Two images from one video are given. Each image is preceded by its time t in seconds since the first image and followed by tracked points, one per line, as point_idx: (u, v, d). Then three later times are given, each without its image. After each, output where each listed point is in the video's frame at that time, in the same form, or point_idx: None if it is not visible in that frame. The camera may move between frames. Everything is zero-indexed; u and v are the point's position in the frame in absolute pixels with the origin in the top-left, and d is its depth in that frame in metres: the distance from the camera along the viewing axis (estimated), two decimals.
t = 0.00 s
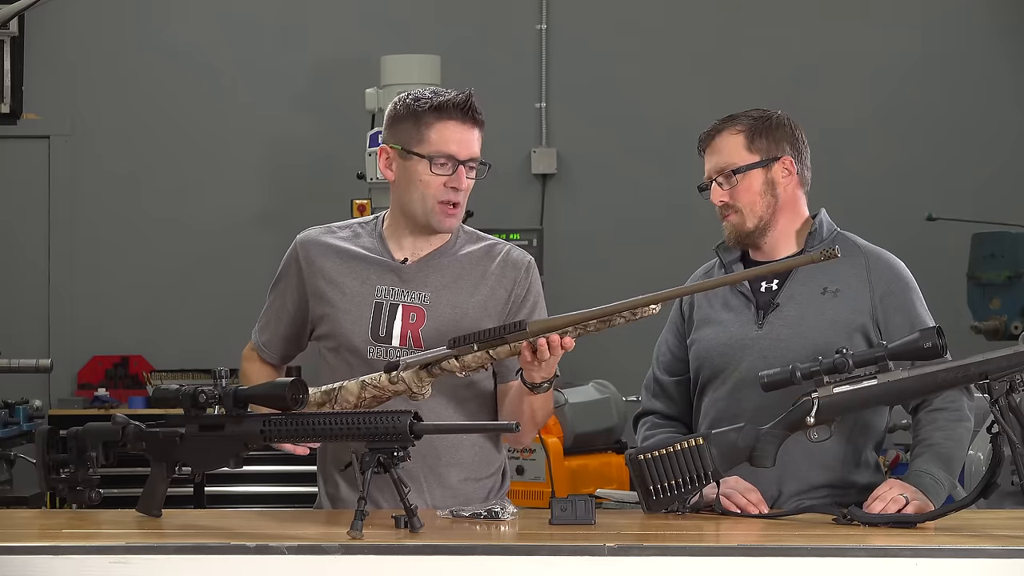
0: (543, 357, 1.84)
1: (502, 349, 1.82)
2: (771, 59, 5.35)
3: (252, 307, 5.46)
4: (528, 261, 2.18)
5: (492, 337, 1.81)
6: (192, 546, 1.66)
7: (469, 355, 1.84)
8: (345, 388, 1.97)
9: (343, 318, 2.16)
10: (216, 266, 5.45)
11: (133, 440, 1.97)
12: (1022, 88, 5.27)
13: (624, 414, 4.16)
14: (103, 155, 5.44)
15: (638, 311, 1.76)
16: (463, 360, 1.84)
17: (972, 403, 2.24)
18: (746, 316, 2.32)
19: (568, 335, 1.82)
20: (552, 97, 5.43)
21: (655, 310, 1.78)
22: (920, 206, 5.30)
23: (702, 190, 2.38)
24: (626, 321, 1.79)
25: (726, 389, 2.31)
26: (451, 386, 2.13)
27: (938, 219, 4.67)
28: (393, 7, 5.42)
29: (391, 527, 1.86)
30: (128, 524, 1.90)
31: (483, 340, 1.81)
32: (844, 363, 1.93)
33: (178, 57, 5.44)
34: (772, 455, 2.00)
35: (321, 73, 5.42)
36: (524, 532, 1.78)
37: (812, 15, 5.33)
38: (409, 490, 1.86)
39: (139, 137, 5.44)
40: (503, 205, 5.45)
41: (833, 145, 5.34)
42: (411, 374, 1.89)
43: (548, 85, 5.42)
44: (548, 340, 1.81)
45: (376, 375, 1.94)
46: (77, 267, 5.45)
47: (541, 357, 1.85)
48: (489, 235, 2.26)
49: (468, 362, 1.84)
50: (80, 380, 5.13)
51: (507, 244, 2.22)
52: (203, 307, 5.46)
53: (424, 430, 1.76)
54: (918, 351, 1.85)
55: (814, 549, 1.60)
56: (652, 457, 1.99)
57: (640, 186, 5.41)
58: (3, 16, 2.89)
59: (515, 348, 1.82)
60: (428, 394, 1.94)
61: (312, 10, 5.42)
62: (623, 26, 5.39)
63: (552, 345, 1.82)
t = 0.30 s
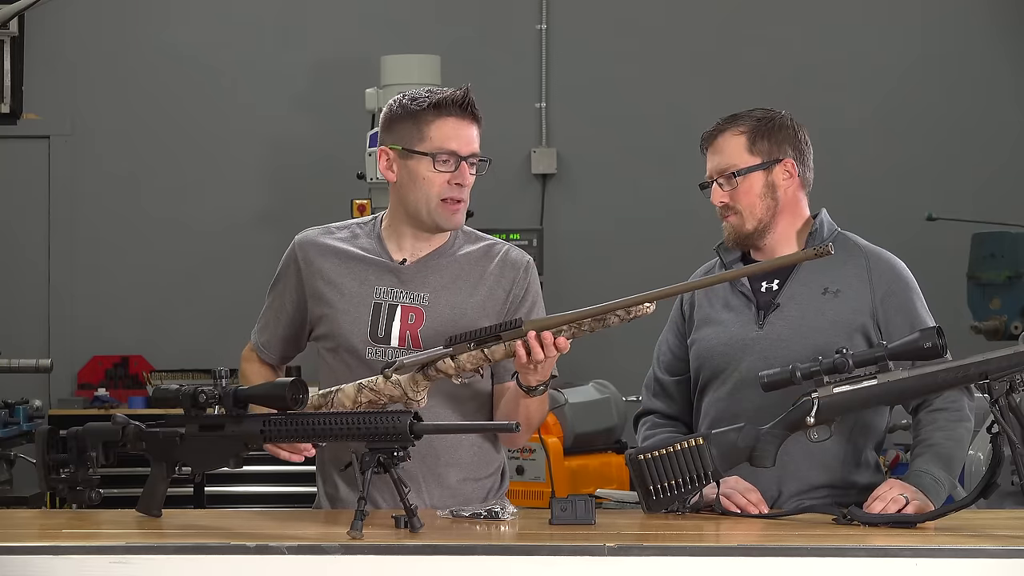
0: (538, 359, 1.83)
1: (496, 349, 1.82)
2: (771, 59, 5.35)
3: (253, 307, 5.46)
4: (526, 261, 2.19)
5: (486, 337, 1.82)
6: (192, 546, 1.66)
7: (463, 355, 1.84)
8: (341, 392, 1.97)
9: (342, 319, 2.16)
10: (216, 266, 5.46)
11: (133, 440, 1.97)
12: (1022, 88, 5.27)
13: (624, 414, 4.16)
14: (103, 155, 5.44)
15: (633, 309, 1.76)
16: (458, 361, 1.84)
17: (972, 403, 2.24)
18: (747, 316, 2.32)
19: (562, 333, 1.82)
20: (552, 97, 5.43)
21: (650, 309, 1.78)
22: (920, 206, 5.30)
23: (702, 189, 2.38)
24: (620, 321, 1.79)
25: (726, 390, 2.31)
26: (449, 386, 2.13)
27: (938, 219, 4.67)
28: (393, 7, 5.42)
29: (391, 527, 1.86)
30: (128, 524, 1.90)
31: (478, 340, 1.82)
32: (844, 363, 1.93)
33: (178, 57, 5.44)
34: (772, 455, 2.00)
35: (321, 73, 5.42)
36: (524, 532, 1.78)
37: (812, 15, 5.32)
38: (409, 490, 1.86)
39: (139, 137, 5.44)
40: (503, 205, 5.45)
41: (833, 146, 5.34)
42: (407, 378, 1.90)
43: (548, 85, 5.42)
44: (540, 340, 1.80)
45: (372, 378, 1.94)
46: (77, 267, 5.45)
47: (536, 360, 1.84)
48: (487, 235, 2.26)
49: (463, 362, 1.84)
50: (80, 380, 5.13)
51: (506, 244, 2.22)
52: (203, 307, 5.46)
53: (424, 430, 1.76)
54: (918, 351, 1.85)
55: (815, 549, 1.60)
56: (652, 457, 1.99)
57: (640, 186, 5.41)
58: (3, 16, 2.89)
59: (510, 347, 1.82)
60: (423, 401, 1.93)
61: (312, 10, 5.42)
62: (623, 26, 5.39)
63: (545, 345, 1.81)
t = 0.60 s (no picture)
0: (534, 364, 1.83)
1: (494, 355, 1.84)
2: (771, 59, 5.35)
3: (253, 307, 5.46)
4: (526, 261, 2.19)
5: (484, 341, 1.85)
6: (192, 546, 1.66)
7: (462, 360, 1.87)
8: (340, 399, 1.96)
9: (343, 319, 2.16)
10: (216, 266, 5.46)
11: (133, 440, 1.97)
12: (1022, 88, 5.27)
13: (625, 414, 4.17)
14: (103, 155, 5.44)
15: (631, 316, 1.77)
16: (457, 367, 1.87)
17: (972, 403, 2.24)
18: (747, 316, 2.32)
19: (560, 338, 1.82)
20: (552, 97, 5.43)
21: (648, 314, 1.79)
22: (920, 206, 5.30)
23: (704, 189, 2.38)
24: (617, 326, 1.79)
25: (727, 389, 2.31)
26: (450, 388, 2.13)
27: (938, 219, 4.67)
28: (392, 7, 5.42)
29: (391, 527, 1.86)
30: (128, 524, 1.90)
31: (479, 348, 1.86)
32: (844, 363, 1.93)
33: (178, 57, 5.44)
34: (772, 455, 2.00)
35: (321, 73, 5.42)
36: (524, 532, 1.78)
37: (813, 16, 5.32)
38: (409, 490, 1.86)
39: (139, 137, 5.44)
40: (503, 205, 5.45)
41: (833, 146, 5.34)
42: (405, 386, 1.90)
43: (548, 85, 5.42)
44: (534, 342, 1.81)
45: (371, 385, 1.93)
46: (77, 267, 5.45)
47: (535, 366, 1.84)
48: (487, 235, 2.26)
49: (462, 368, 1.87)
50: (80, 380, 5.13)
51: (506, 244, 2.22)
52: (203, 307, 5.46)
53: (424, 430, 1.76)
54: (918, 351, 1.85)
55: (814, 549, 1.60)
56: (652, 457, 1.99)
57: (640, 186, 5.41)
58: (3, 16, 2.89)
59: (507, 352, 1.83)
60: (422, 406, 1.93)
61: (312, 10, 5.42)
62: (623, 26, 5.39)
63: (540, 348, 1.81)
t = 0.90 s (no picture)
0: (530, 369, 1.84)
1: (492, 359, 1.85)
2: (771, 59, 5.35)
3: (253, 307, 5.46)
4: (526, 262, 2.19)
5: (485, 343, 1.85)
6: (192, 546, 1.66)
7: (462, 363, 1.86)
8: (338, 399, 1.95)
9: (342, 319, 2.16)
10: (216, 266, 5.46)
11: (133, 439, 1.97)
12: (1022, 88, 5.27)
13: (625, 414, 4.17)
14: (103, 155, 5.44)
15: (630, 325, 1.78)
16: (456, 369, 1.86)
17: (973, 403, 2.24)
18: (748, 316, 2.32)
19: (558, 345, 1.83)
20: (552, 97, 5.43)
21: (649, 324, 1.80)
22: (920, 206, 5.30)
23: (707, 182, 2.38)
24: (617, 337, 1.81)
25: (728, 389, 2.31)
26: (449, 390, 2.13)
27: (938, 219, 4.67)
28: (392, 7, 5.42)
29: (391, 527, 1.86)
30: (128, 524, 1.90)
31: (480, 350, 1.86)
32: (844, 363, 1.93)
33: (178, 57, 5.44)
34: (772, 454, 2.00)
35: (321, 73, 5.42)
36: (524, 532, 1.78)
37: (813, 16, 5.32)
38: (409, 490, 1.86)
39: (138, 137, 5.44)
40: (503, 205, 5.46)
41: (832, 146, 5.34)
42: (404, 390, 1.90)
43: (548, 85, 5.42)
44: (533, 350, 1.82)
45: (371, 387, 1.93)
46: (77, 267, 5.45)
47: (530, 372, 1.85)
48: (487, 235, 2.26)
49: (461, 371, 1.86)
50: (80, 380, 5.13)
51: (506, 244, 2.22)
52: (203, 307, 5.46)
53: (424, 430, 1.76)
54: (918, 351, 1.85)
55: (815, 549, 1.60)
56: (652, 457, 1.99)
57: (640, 186, 5.41)
58: (3, 16, 2.89)
59: (505, 356, 1.84)
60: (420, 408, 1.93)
61: (312, 10, 5.42)
62: (623, 26, 5.39)
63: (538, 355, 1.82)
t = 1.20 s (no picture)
0: (529, 374, 1.84)
1: (490, 361, 1.86)
2: (771, 59, 5.35)
3: (253, 307, 5.46)
4: (526, 262, 2.19)
5: (485, 347, 1.86)
6: (192, 546, 1.66)
7: (460, 366, 1.87)
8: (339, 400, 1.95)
9: (342, 319, 2.16)
10: (216, 266, 5.45)
11: (133, 439, 1.97)
12: (1022, 88, 5.27)
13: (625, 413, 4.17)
14: (103, 155, 5.44)
15: (629, 329, 1.79)
16: (455, 373, 1.87)
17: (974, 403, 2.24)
18: (748, 316, 2.32)
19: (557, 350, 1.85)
20: (552, 97, 5.43)
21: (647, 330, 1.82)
22: (920, 206, 5.30)
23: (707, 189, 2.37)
24: (616, 342, 1.81)
25: (730, 389, 2.31)
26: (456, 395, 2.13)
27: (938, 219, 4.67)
28: (392, 7, 5.42)
29: (391, 527, 1.86)
30: (128, 524, 1.90)
31: (478, 354, 1.86)
32: (844, 363, 1.93)
33: (178, 57, 5.44)
34: (772, 454, 2.00)
35: (321, 73, 5.42)
36: (523, 532, 1.78)
37: (813, 16, 5.32)
38: (409, 490, 1.86)
39: (138, 137, 5.43)
40: (502, 204, 5.46)
41: (832, 146, 5.34)
42: (403, 393, 1.91)
43: (548, 85, 5.42)
44: (532, 354, 1.82)
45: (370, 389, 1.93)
46: (77, 267, 5.45)
47: (530, 376, 1.85)
48: (487, 235, 2.25)
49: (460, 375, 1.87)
50: (80, 380, 5.13)
51: (506, 245, 2.22)
52: (203, 307, 5.46)
53: (424, 430, 1.76)
54: (918, 351, 1.85)
55: (815, 549, 1.60)
56: (652, 457, 1.99)
57: (640, 186, 5.41)
58: (3, 16, 2.89)
59: (504, 359, 1.85)
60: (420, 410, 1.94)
61: (312, 10, 5.42)
62: (623, 26, 5.38)
63: (538, 360, 1.83)
